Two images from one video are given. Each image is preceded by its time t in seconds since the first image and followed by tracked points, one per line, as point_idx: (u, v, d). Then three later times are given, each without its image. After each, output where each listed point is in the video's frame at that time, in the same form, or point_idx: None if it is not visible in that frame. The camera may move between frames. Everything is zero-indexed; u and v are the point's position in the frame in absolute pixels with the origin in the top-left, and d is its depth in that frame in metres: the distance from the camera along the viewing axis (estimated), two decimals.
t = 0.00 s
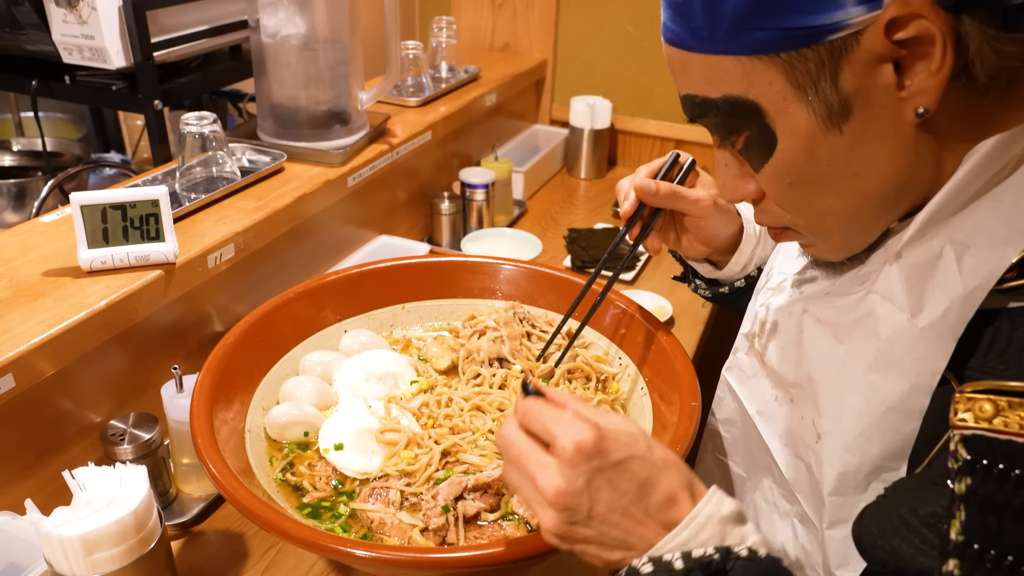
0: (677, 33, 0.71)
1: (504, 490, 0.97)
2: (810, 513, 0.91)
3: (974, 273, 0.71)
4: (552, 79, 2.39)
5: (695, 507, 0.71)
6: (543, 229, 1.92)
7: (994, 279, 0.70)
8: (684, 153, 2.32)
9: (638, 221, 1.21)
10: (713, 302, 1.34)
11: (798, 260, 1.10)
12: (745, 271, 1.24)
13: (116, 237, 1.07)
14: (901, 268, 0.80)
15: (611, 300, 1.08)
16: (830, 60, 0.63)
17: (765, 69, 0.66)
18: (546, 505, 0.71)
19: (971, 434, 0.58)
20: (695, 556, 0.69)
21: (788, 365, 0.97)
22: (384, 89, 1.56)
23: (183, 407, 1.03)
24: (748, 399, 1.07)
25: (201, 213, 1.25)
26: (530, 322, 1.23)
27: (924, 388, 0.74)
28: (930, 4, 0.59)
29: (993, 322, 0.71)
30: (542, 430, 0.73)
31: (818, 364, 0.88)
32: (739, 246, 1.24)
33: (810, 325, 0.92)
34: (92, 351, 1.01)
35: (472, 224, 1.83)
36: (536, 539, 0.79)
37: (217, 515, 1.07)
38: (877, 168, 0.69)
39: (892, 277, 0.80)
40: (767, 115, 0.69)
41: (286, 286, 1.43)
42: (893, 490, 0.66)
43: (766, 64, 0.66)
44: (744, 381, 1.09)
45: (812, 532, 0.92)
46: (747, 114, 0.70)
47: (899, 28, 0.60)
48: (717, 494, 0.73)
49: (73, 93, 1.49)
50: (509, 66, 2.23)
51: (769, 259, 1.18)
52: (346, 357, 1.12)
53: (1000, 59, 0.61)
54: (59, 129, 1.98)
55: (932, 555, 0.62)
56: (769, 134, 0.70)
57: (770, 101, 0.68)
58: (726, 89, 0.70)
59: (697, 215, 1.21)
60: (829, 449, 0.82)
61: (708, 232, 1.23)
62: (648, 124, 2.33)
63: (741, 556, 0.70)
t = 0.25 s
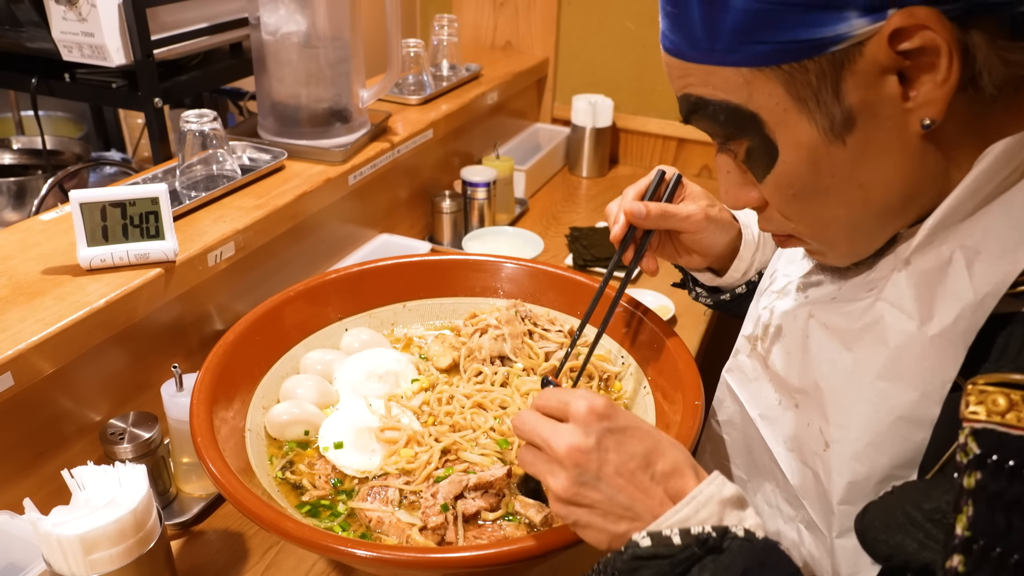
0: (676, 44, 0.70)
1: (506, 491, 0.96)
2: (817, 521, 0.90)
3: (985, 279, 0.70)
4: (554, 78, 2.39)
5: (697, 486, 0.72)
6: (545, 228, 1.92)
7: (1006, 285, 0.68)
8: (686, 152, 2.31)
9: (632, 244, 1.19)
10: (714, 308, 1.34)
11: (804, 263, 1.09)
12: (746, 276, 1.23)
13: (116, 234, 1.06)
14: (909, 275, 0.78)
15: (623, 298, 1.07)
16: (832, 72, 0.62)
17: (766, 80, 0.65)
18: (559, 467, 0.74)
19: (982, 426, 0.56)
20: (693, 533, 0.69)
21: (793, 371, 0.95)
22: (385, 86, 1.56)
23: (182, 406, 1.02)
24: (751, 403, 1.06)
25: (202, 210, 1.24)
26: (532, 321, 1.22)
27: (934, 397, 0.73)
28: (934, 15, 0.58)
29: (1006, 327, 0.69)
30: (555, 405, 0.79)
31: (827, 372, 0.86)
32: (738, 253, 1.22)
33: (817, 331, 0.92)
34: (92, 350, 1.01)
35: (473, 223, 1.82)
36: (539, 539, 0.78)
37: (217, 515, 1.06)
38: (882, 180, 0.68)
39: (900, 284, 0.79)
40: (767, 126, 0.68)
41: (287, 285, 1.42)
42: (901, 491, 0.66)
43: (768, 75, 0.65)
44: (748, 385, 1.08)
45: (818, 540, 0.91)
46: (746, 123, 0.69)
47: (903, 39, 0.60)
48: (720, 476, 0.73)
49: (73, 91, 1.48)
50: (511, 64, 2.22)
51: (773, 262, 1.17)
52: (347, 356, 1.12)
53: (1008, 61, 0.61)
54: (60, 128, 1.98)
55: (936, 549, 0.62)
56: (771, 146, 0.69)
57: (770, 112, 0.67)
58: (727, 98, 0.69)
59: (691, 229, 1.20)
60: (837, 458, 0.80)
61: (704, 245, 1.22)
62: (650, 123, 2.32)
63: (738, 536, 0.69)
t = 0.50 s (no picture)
0: (698, 28, 0.69)
1: (511, 489, 0.96)
2: (834, 517, 0.89)
3: (1008, 271, 0.70)
4: (555, 76, 2.38)
5: (718, 481, 0.71)
6: (547, 225, 1.91)
7: None
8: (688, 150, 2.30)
9: (642, 236, 1.18)
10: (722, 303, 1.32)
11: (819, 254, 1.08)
12: (757, 271, 1.23)
13: (115, 231, 1.05)
14: (931, 266, 0.77)
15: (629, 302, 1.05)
16: (860, 50, 0.61)
17: (792, 61, 0.64)
18: (570, 486, 0.72)
19: (1007, 425, 0.56)
20: (716, 530, 0.68)
21: (809, 365, 0.95)
22: (386, 83, 1.54)
23: (181, 404, 1.01)
24: (763, 397, 1.05)
25: (201, 208, 1.23)
26: (534, 318, 1.22)
27: (956, 388, 0.73)
28: None
29: None
30: (561, 413, 0.74)
31: (843, 365, 0.86)
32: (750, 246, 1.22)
33: (833, 324, 0.91)
34: (90, 347, 1.00)
35: (475, 221, 1.81)
36: (543, 537, 0.77)
37: (217, 513, 1.05)
38: (909, 166, 0.68)
39: (921, 274, 0.79)
40: (791, 109, 0.67)
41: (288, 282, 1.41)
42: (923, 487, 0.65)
43: (794, 56, 0.64)
44: (758, 379, 1.07)
45: (834, 537, 0.90)
46: (769, 105, 0.68)
47: (935, 15, 0.58)
48: (741, 468, 0.72)
49: (72, 88, 1.47)
50: (513, 61, 2.22)
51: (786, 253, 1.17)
52: (348, 354, 1.11)
53: None
54: (60, 126, 1.97)
55: (961, 548, 0.61)
56: (794, 129, 0.68)
57: (795, 94, 0.66)
58: (752, 80, 0.68)
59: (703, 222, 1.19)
60: (856, 452, 0.80)
61: (715, 238, 1.21)
62: (653, 121, 2.31)
63: (763, 533, 0.68)
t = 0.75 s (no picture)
0: (706, 19, 0.68)
1: (512, 488, 0.94)
2: (844, 519, 0.88)
3: None
4: (557, 71, 2.36)
5: (727, 493, 0.69)
6: (548, 222, 1.89)
7: None
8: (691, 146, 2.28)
9: (649, 233, 1.17)
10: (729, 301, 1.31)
11: (830, 250, 1.06)
12: (766, 268, 1.21)
13: (112, 228, 1.04)
14: (946, 261, 0.75)
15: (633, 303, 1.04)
16: (871, 39, 0.60)
17: (802, 50, 0.63)
18: (574, 504, 0.70)
19: None
20: (728, 543, 0.67)
21: (820, 363, 0.93)
22: (386, 79, 1.53)
23: (179, 403, 1.00)
24: (772, 396, 1.03)
25: (198, 204, 1.22)
26: (536, 315, 1.20)
27: (973, 387, 0.71)
28: None
29: None
30: (562, 430, 0.71)
31: (855, 361, 0.84)
32: (758, 244, 1.21)
33: (844, 320, 0.89)
34: (87, 345, 0.99)
35: (475, 217, 1.80)
36: (546, 537, 0.76)
37: (215, 513, 1.04)
38: (922, 156, 0.66)
39: (936, 270, 0.76)
40: (801, 100, 0.66)
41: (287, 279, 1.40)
42: (940, 489, 0.64)
43: (804, 45, 0.63)
44: (768, 378, 1.05)
45: (844, 538, 0.89)
46: (778, 96, 0.67)
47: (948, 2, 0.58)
48: (751, 479, 0.70)
49: (69, 84, 1.46)
50: (514, 57, 2.20)
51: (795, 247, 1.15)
52: (348, 352, 1.10)
53: None
54: (58, 123, 1.96)
55: (982, 556, 0.59)
56: (804, 120, 0.67)
57: (804, 85, 0.65)
58: (762, 70, 0.67)
59: (711, 220, 1.17)
60: (869, 452, 0.78)
61: (723, 236, 1.20)
62: (655, 116, 2.29)
63: (777, 545, 0.66)
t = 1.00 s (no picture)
0: (698, 10, 0.67)
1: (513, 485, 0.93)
2: (844, 514, 0.87)
3: None
4: (557, 66, 2.35)
5: (707, 486, 0.68)
6: (549, 218, 1.88)
7: None
8: (692, 140, 2.26)
9: (645, 231, 1.14)
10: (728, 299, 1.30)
11: (829, 243, 1.05)
12: (764, 267, 1.20)
13: (107, 225, 1.03)
14: (944, 250, 0.74)
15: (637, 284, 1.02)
16: (864, 25, 0.58)
17: (794, 39, 0.61)
18: (552, 504, 0.70)
19: None
20: (708, 535, 0.66)
21: (818, 356, 0.92)
22: (385, 73, 1.52)
23: (176, 401, 0.99)
24: (770, 391, 1.02)
25: (195, 201, 1.20)
26: (537, 311, 1.19)
27: (972, 378, 0.69)
28: None
29: None
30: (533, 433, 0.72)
31: (854, 355, 0.83)
32: (757, 242, 1.19)
33: (842, 313, 0.88)
34: (83, 343, 0.98)
35: (476, 213, 1.79)
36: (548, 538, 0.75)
37: (213, 512, 1.03)
38: (919, 147, 0.65)
39: (933, 259, 0.75)
40: (795, 90, 0.64)
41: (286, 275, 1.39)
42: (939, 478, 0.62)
43: (796, 34, 0.61)
44: (765, 373, 1.04)
45: (844, 533, 0.88)
46: (771, 87, 0.66)
47: None
48: (732, 470, 0.69)
49: (65, 80, 1.44)
50: (514, 52, 2.18)
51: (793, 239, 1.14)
52: (347, 349, 1.08)
53: None
54: (57, 120, 1.95)
55: (980, 537, 0.58)
56: (797, 110, 0.65)
57: (797, 75, 0.63)
58: (754, 62, 0.65)
59: (708, 218, 1.15)
60: (868, 445, 0.77)
61: (721, 234, 1.18)
62: (656, 111, 2.28)
63: (758, 535, 0.65)
